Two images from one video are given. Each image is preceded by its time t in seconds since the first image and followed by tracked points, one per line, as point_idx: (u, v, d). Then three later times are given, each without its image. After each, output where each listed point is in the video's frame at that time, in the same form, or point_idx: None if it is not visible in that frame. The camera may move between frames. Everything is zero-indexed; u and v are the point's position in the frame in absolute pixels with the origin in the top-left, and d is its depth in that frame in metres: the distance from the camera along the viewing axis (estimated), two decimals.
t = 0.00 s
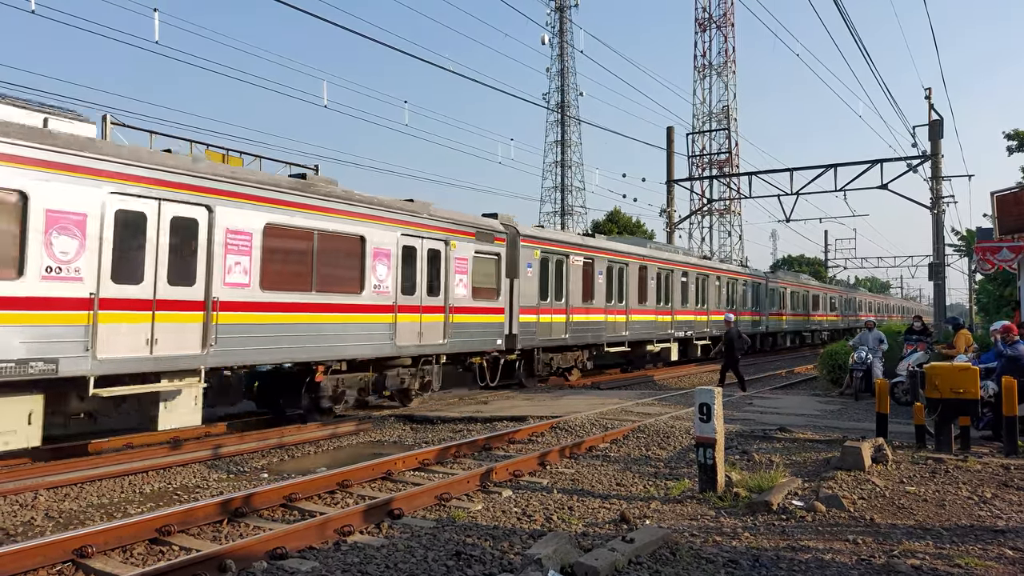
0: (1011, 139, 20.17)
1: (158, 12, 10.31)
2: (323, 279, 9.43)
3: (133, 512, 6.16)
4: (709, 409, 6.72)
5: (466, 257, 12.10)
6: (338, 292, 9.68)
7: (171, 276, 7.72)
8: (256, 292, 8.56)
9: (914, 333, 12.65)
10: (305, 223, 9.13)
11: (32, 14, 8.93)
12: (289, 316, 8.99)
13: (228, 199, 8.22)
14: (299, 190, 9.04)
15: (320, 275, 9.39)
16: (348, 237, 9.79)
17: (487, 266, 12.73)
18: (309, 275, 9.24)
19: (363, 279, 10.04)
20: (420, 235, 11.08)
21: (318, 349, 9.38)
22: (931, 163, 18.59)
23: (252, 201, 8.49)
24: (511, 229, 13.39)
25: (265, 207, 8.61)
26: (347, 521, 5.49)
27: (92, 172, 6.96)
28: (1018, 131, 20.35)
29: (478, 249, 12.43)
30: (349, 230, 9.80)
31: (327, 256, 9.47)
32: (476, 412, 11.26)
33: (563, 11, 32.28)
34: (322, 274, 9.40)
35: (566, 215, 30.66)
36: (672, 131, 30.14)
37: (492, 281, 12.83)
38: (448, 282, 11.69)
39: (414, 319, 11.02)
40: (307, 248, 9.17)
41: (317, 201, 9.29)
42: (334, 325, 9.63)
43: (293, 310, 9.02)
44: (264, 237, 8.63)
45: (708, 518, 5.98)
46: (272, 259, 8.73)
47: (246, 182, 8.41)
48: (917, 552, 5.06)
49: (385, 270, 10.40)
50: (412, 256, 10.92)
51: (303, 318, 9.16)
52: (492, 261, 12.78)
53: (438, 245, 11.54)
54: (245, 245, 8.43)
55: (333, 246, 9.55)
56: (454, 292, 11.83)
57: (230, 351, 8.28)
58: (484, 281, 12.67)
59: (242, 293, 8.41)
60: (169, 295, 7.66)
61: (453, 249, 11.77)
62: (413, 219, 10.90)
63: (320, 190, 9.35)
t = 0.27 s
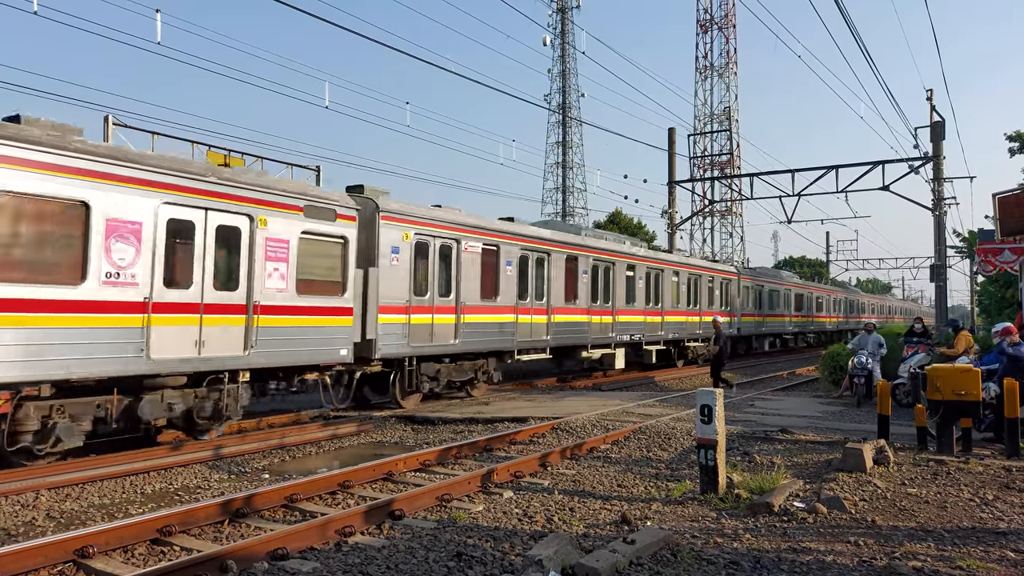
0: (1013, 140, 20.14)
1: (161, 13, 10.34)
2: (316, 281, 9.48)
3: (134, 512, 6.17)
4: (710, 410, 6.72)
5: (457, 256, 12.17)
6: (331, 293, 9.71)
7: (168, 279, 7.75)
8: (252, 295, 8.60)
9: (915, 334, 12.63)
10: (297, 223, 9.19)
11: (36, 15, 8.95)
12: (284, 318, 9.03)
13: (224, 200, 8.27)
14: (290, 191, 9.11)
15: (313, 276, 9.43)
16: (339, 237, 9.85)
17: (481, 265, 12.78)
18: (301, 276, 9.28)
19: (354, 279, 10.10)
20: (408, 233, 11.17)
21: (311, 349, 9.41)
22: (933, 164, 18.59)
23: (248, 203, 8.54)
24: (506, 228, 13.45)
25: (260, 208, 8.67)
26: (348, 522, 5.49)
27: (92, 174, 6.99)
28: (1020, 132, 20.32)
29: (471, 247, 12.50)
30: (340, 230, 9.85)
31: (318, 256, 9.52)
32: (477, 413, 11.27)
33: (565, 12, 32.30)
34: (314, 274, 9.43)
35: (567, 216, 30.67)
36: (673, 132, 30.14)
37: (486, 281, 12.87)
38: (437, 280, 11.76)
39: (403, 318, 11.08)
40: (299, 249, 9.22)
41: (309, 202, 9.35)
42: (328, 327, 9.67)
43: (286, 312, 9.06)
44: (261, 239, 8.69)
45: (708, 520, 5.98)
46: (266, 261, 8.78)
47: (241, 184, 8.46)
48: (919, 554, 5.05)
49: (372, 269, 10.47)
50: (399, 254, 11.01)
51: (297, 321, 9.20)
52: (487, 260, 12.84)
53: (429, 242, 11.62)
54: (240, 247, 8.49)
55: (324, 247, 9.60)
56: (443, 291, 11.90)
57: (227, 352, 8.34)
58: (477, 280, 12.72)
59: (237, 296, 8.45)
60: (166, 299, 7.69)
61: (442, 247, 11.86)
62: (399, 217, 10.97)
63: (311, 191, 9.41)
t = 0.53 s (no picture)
0: (1015, 141, 20.14)
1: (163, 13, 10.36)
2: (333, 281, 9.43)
3: (136, 512, 6.18)
4: (712, 411, 6.72)
5: (479, 259, 12.05)
6: (349, 294, 9.65)
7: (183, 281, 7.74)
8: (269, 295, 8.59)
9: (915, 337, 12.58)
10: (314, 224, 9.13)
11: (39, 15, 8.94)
12: (301, 319, 9.00)
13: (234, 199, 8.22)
14: (308, 191, 9.03)
15: (330, 276, 9.39)
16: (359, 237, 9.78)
17: (500, 267, 12.68)
18: (318, 276, 9.22)
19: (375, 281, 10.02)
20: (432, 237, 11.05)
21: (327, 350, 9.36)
22: (935, 165, 18.59)
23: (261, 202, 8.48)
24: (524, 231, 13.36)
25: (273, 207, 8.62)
26: (349, 522, 5.49)
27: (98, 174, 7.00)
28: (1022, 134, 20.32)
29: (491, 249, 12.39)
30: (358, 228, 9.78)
31: (336, 257, 9.46)
32: (478, 413, 11.27)
33: (567, 13, 32.32)
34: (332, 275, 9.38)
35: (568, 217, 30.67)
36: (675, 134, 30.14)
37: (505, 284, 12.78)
38: (460, 284, 11.65)
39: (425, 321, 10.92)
40: (318, 250, 9.17)
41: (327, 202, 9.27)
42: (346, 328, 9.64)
43: (304, 313, 9.03)
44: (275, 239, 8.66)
45: (710, 521, 5.97)
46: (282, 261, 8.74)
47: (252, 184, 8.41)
48: (920, 555, 5.05)
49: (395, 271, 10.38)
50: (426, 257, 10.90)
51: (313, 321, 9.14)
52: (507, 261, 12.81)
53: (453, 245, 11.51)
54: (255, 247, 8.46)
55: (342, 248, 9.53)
56: (465, 293, 11.78)
57: (240, 353, 8.29)
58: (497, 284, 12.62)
59: (252, 296, 8.43)
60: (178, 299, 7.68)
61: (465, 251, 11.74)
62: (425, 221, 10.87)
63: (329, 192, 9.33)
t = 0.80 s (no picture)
0: (1017, 141, 20.13)
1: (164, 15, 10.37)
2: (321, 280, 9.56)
3: (137, 513, 6.18)
4: (713, 412, 6.72)
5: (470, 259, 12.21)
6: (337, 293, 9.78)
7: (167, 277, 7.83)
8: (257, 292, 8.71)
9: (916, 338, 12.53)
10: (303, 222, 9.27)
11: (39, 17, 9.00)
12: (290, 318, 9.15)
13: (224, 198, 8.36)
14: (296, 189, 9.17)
15: (318, 274, 9.51)
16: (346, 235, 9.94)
17: (490, 267, 12.81)
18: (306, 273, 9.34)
19: (363, 279, 10.16)
20: (421, 236, 11.23)
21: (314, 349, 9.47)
22: (936, 165, 18.60)
23: (249, 200, 8.64)
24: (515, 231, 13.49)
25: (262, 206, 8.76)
26: (350, 523, 5.49)
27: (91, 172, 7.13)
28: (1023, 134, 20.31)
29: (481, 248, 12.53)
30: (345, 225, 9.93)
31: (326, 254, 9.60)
32: (479, 414, 11.27)
33: (568, 14, 32.31)
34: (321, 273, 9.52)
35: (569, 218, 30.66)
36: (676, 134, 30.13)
37: (495, 283, 12.96)
38: (447, 282, 11.80)
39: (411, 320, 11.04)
40: (306, 249, 9.28)
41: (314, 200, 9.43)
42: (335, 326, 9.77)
43: (290, 310, 9.13)
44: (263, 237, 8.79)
45: (711, 522, 5.97)
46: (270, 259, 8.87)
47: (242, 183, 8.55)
48: (922, 556, 5.04)
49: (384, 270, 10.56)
50: (413, 256, 11.04)
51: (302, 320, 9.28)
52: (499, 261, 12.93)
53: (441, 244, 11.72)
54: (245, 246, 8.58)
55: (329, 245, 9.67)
56: (453, 292, 11.92)
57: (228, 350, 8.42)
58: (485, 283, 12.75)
59: (243, 294, 8.55)
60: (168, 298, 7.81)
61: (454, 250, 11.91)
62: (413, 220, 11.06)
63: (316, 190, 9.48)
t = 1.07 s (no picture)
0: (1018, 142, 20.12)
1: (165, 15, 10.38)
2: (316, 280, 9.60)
3: (138, 513, 6.19)
4: (713, 413, 6.71)
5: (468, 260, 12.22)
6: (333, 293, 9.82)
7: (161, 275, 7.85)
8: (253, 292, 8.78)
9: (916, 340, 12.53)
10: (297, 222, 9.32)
11: (40, 17, 9.00)
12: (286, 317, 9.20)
13: (220, 198, 8.41)
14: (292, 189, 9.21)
15: (313, 274, 9.56)
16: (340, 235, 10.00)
17: (489, 269, 12.82)
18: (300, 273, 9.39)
19: (358, 279, 10.21)
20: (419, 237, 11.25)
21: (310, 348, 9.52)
22: (937, 167, 18.61)
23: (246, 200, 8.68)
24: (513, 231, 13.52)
25: (258, 206, 8.81)
26: (350, 523, 5.49)
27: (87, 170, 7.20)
28: None
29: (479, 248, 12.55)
30: (341, 225, 9.97)
31: (322, 254, 9.66)
32: (479, 415, 11.27)
33: (569, 15, 32.34)
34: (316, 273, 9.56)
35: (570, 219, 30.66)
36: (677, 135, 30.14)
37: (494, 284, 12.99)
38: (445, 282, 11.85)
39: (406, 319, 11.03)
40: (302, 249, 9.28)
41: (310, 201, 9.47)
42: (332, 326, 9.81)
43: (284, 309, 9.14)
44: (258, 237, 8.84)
45: (712, 523, 5.97)
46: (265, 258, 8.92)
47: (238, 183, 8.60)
48: (922, 557, 5.04)
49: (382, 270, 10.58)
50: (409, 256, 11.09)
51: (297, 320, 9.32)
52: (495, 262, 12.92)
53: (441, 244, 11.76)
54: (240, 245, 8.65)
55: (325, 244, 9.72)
56: (450, 292, 11.96)
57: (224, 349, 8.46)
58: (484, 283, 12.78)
59: (238, 294, 8.61)
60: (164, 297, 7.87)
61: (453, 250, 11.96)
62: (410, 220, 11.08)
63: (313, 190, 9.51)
